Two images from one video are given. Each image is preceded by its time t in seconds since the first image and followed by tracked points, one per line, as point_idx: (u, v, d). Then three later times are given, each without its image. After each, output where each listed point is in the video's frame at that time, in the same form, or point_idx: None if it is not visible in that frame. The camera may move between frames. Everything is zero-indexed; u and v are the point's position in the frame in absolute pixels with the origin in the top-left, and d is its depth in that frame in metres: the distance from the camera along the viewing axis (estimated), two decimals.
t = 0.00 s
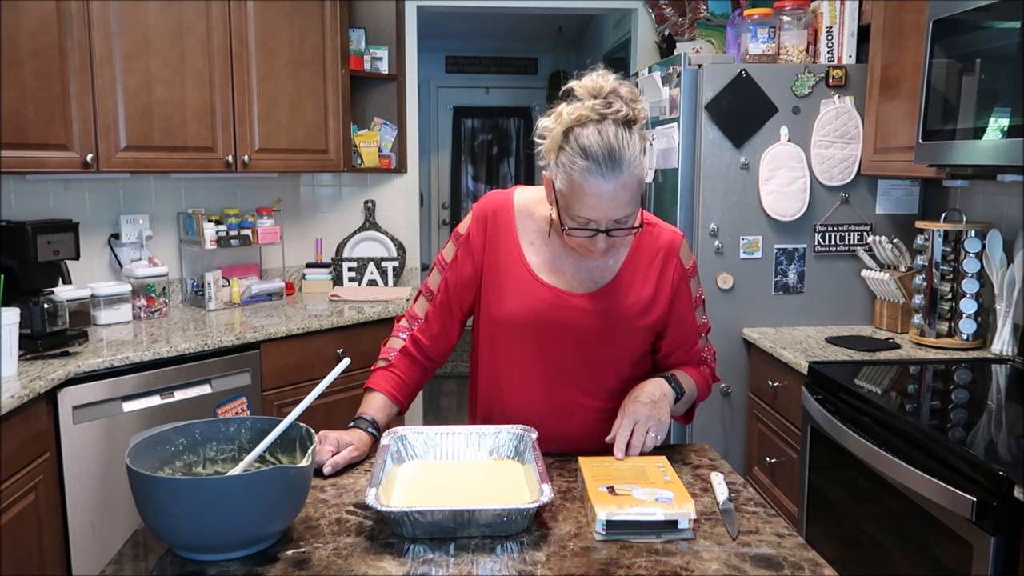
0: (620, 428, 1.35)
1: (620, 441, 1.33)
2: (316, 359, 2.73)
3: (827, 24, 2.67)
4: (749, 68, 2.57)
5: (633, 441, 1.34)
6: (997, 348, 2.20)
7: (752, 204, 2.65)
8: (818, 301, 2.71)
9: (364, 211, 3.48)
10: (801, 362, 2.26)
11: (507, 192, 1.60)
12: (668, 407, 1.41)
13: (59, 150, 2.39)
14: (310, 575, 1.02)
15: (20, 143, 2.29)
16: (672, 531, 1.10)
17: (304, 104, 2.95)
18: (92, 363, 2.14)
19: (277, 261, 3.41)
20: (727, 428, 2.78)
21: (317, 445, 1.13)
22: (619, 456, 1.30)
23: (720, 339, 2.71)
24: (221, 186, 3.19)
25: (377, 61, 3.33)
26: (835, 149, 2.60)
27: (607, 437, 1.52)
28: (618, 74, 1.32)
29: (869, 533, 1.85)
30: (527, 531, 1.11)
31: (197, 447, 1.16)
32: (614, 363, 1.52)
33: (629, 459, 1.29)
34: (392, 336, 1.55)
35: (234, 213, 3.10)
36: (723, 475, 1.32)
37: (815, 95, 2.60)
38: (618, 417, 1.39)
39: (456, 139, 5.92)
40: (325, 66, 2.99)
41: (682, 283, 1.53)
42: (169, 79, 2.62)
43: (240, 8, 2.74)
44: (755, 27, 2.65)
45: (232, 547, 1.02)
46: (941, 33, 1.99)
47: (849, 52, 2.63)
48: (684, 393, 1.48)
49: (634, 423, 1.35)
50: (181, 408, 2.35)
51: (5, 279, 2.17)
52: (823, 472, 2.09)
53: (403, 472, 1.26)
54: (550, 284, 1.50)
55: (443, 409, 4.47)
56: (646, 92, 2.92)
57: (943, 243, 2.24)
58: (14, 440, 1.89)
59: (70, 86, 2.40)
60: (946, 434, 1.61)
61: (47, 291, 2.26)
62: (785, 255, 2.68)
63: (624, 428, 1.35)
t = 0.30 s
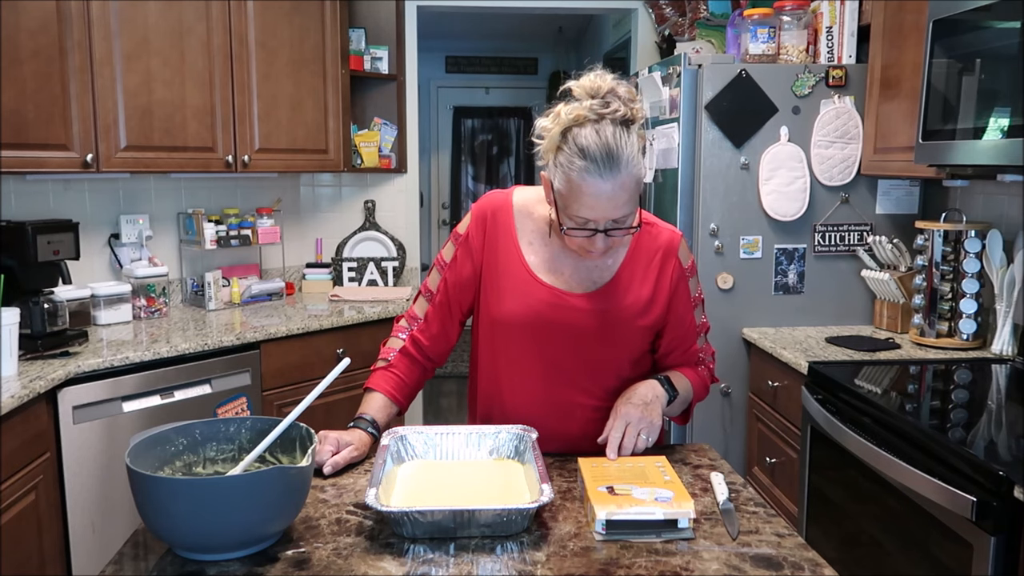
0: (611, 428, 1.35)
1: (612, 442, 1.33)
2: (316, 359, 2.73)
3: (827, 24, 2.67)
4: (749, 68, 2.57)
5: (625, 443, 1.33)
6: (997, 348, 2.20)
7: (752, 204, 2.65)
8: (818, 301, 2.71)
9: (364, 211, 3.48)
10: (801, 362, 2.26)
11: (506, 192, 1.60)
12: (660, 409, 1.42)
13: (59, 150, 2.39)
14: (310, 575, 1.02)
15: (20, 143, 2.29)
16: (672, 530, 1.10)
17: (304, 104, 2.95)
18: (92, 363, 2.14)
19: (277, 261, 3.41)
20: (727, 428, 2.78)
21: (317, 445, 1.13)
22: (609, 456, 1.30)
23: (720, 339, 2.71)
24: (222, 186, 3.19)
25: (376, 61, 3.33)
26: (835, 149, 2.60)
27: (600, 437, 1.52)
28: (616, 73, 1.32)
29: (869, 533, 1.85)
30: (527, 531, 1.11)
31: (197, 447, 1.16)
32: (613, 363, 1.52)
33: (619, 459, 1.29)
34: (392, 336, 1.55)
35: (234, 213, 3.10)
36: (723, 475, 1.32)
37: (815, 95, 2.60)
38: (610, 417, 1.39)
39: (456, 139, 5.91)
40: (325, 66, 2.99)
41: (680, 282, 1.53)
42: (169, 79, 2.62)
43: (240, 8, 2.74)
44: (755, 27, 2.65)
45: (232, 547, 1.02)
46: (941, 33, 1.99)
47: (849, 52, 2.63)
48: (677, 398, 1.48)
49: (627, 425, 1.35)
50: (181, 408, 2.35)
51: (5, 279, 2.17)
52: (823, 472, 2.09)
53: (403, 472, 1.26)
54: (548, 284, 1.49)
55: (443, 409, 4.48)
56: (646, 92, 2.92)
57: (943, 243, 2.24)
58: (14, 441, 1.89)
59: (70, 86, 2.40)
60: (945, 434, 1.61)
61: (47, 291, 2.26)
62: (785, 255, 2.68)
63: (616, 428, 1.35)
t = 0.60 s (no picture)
0: (610, 429, 1.35)
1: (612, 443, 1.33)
2: (316, 359, 2.73)
3: (827, 24, 2.67)
4: (749, 68, 2.57)
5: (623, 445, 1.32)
6: (997, 348, 2.20)
7: (752, 204, 2.65)
8: (818, 301, 2.71)
9: (364, 211, 3.48)
10: (801, 362, 2.26)
11: (506, 192, 1.60)
12: (660, 411, 1.42)
13: (59, 150, 2.39)
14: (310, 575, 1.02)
15: (20, 142, 2.29)
16: (672, 531, 1.10)
17: (304, 104, 2.95)
18: (92, 363, 2.14)
19: (277, 261, 3.41)
20: (727, 428, 2.78)
21: (317, 445, 1.13)
22: (608, 456, 1.30)
23: (720, 339, 2.71)
24: (222, 186, 3.19)
25: (377, 61, 3.33)
26: (835, 149, 2.60)
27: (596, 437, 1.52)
28: (615, 73, 1.32)
29: (869, 533, 1.85)
30: (527, 531, 1.11)
31: (197, 447, 1.16)
32: (613, 363, 1.52)
33: (618, 459, 1.29)
34: (392, 336, 1.55)
35: (234, 213, 3.10)
36: (723, 475, 1.32)
37: (815, 95, 2.60)
38: (610, 419, 1.39)
39: (456, 139, 5.91)
40: (325, 66, 2.99)
41: (679, 282, 1.53)
42: (169, 79, 2.62)
43: (240, 8, 2.74)
44: (755, 27, 2.65)
45: (232, 547, 1.02)
46: (941, 33, 1.99)
47: (849, 52, 2.63)
48: (677, 401, 1.48)
49: (626, 425, 1.35)
50: (181, 408, 2.35)
51: (5, 279, 2.17)
52: (823, 472, 2.09)
53: (403, 472, 1.26)
54: (548, 284, 1.49)
55: (443, 409, 4.48)
56: (646, 92, 2.92)
57: (943, 243, 2.24)
58: (14, 441, 1.89)
59: (70, 86, 2.40)
60: (945, 434, 1.61)
61: (47, 291, 2.26)
62: (785, 255, 2.68)
63: (616, 428, 1.35)
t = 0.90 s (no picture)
0: (609, 428, 1.36)
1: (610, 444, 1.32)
2: (316, 359, 2.73)
3: (827, 24, 2.67)
4: (749, 68, 2.57)
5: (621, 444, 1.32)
6: (997, 348, 2.20)
7: (752, 204, 2.65)
8: (818, 301, 2.71)
9: (364, 211, 3.48)
10: (801, 362, 2.26)
11: (505, 192, 1.60)
12: (658, 412, 1.42)
13: (59, 150, 2.39)
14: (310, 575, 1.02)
15: (20, 142, 2.29)
16: (672, 531, 1.10)
17: (304, 104, 2.95)
18: (92, 363, 2.14)
19: (277, 261, 3.41)
20: (727, 428, 2.78)
21: (317, 445, 1.13)
22: (607, 455, 1.30)
23: (720, 339, 2.71)
24: (222, 186, 3.19)
25: (376, 61, 3.33)
26: (835, 149, 2.60)
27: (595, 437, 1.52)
28: (614, 73, 1.32)
29: (869, 533, 1.85)
30: (527, 531, 1.11)
31: (197, 447, 1.16)
32: (613, 363, 1.52)
33: (616, 458, 1.29)
34: (392, 336, 1.55)
35: (234, 213, 3.10)
36: (723, 475, 1.32)
37: (815, 95, 2.60)
38: (608, 419, 1.39)
39: (456, 139, 5.92)
40: (325, 66, 2.99)
41: (679, 282, 1.54)
42: (169, 79, 2.62)
43: (240, 8, 2.74)
44: (755, 27, 2.65)
45: (232, 547, 1.02)
46: (941, 33, 1.99)
47: (849, 52, 2.63)
48: (675, 403, 1.48)
49: (625, 424, 1.36)
50: (181, 408, 2.35)
51: (5, 279, 2.17)
52: (823, 472, 2.09)
53: (403, 472, 1.26)
54: (548, 284, 1.50)
55: (443, 409, 4.48)
56: (646, 92, 2.92)
57: (943, 243, 2.24)
58: (14, 441, 1.89)
59: (70, 86, 2.40)
60: (946, 434, 1.61)
61: (47, 291, 2.26)
62: (785, 255, 2.68)
63: (615, 428, 1.35)
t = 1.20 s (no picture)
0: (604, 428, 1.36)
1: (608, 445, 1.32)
2: (316, 359, 2.73)
3: (827, 24, 2.67)
4: (749, 68, 2.57)
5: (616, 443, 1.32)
6: (997, 348, 2.20)
7: (752, 204, 2.65)
8: (818, 301, 2.71)
9: (364, 211, 3.48)
10: (801, 362, 2.26)
11: (505, 192, 1.60)
12: (655, 412, 1.42)
13: (59, 150, 2.39)
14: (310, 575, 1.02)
15: (20, 142, 2.29)
16: (670, 531, 1.10)
17: (304, 104, 2.95)
18: (92, 363, 2.14)
19: (277, 261, 3.41)
20: (727, 428, 2.78)
21: (317, 445, 1.13)
22: (602, 455, 1.30)
23: (720, 339, 2.72)
24: (222, 186, 3.19)
25: (376, 61, 3.33)
26: (835, 149, 2.60)
27: (595, 436, 1.52)
28: (631, 75, 1.32)
29: (869, 533, 1.85)
30: (527, 531, 1.11)
31: (197, 447, 1.16)
32: (612, 363, 1.52)
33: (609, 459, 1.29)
34: (392, 336, 1.55)
35: (234, 213, 3.10)
36: (723, 475, 1.32)
37: (815, 95, 2.60)
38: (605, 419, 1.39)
39: (456, 139, 5.92)
40: (325, 66, 2.99)
41: (678, 281, 1.54)
42: (169, 79, 2.62)
43: (240, 8, 2.74)
44: (755, 27, 2.65)
45: (232, 547, 1.02)
46: (941, 33, 1.99)
47: (849, 52, 2.63)
48: (672, 403, 1.48)
49: (621, 424, 1.36)
50: (182, 408, 2.35)
51: (5, 279, 2.17)
52: (823, 472, 2.09)
53: (403, 472, 1.26)
54: (548, 283, 1.49)
55: (443, 409, 4.48)
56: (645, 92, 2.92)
57: (943, 243, 2.24)
58: (14, 441, 1.89)
59: (70, 86, 2.40)
60: (946, 434, 1.61)
61: (47, 291, 2.27)
62: (785, 255, 2.68)
63: (611, 427, 1.35)
